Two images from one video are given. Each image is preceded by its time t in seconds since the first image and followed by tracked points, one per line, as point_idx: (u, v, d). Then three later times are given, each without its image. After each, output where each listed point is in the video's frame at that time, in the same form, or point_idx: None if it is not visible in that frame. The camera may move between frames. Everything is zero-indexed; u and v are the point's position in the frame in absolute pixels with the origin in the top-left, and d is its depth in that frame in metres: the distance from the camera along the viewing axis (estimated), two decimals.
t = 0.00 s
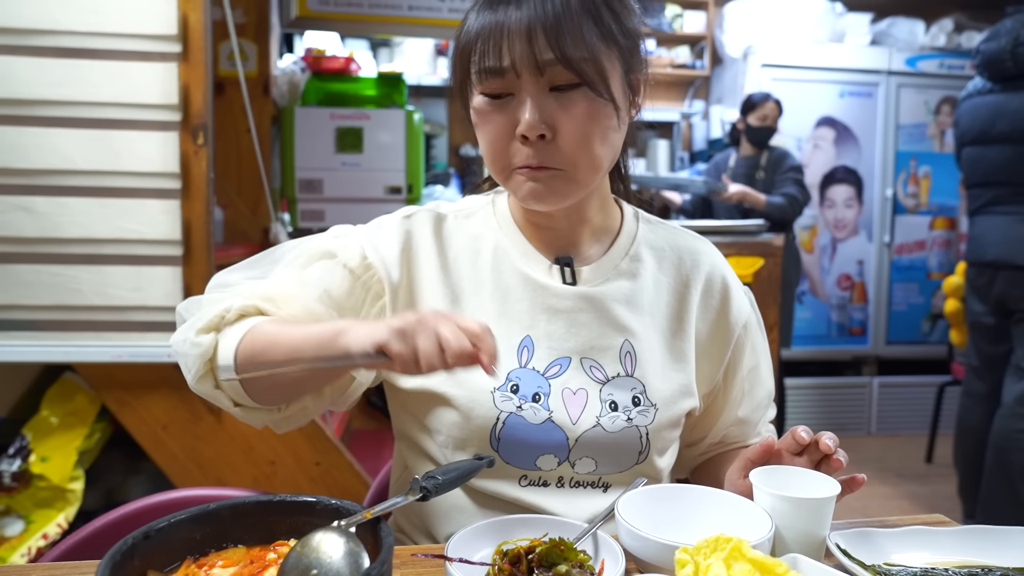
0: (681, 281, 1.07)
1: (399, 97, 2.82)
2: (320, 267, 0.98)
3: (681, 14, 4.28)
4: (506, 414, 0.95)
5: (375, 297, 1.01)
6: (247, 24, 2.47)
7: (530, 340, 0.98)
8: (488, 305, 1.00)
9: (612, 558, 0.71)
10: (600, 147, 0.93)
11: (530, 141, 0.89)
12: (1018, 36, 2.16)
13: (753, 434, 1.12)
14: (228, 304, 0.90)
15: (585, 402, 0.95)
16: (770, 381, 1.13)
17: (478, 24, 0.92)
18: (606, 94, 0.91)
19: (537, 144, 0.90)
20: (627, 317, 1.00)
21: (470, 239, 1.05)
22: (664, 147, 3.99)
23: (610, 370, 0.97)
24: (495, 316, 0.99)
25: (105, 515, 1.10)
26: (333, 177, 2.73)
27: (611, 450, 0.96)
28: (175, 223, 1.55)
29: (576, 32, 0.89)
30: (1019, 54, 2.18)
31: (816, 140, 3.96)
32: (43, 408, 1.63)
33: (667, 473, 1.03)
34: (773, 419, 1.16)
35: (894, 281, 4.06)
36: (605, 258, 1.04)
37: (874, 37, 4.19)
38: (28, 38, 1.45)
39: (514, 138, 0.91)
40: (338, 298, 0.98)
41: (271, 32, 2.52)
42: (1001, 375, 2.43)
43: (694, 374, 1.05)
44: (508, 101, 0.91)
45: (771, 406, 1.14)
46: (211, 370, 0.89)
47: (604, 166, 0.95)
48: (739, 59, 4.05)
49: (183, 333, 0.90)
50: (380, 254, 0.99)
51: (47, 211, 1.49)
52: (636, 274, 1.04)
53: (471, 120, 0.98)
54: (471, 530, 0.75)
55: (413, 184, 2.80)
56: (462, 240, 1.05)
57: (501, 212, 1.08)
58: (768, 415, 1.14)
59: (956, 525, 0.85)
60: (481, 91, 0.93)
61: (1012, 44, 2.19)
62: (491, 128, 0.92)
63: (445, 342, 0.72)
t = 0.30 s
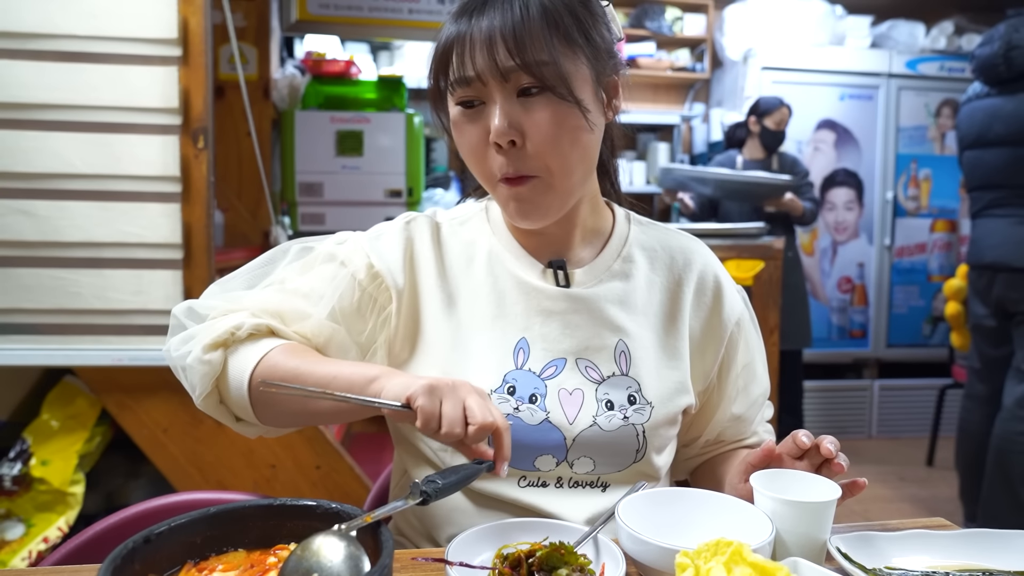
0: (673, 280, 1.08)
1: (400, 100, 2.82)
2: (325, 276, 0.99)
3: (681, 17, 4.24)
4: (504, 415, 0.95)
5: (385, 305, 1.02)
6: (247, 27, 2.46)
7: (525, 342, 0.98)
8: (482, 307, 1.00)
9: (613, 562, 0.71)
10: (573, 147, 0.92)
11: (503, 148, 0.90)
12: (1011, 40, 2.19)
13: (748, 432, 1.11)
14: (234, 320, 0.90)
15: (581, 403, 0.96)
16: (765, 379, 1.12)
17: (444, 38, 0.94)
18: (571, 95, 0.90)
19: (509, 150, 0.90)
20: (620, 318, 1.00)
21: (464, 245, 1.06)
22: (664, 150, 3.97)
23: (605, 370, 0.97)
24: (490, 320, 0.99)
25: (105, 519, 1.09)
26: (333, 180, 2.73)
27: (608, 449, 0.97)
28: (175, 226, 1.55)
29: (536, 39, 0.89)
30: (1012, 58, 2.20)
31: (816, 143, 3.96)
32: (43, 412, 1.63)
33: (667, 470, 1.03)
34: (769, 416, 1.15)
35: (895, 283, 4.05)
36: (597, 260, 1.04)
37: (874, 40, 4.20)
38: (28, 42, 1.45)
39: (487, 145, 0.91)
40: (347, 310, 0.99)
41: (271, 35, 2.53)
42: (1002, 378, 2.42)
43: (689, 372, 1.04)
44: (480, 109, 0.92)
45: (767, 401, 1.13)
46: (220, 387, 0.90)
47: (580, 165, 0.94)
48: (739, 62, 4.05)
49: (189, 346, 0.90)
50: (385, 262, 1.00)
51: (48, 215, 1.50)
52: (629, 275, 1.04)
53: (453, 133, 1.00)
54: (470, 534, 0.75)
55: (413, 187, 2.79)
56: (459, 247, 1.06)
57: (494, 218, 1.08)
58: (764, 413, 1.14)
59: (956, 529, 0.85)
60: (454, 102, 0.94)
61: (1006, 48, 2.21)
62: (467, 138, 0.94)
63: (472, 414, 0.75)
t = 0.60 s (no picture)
0: (665, 277, 1.08)
1: (400, 101, 2.83)
2: (310, 276, 1.00)
3: (682, 18, 4.22)
4: (494, 416, 0.95)
5: (358, 308, 1.03)
6: (247, 29, 2.46)
7: (515, 344, 0.98)
8: (470, 309, 1.01)
9: (614, 563, 0.71)
10: (560, 152, 0.92)
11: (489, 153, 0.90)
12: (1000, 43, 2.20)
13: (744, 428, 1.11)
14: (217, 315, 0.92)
15: (571, 403, 0.96)
16: (760, 375, 1.12)
17: (429, 44, 0.93)
18: (559, 101, 0.91)
19: (497, 154, 0.90)
20: (610, 318, 1.00)
21: (453, 248, 1.06)
22: (665, 151, 3.95)
23: (595, 370, 0.98)
24: (478, 322, 1.00)
25: (107, 520, 1.09)
26: (334, 182, 2.73)
27: (599, 448, 0.97)
28: (177, 228, 1.55)
29: (523, 45, 0.89)
30: (1001, 62, 2.21)
31: (816, 144, 3.97)
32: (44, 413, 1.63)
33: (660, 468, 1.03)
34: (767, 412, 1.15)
35: (896, 284, 4.05)
36: (587, 260, 1.04)
37: (874, 41, 4.19)
38: (29, 44, 1.46)
39: (475, 150, 0.91)
40: (324, 311, 1.01)
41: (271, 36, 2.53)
42: (1003, 379, 2.41)
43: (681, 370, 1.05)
44: (467, 116, 0.92)
45: (763, 399, 1.14)
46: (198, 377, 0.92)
47: (568, 168, 0.94)
48: (740, 63, 4.05)
49: (170, 338, 0.92)
50: (366, 266, 1.01)
51: (49, 216, 1.50)
52: (619, 275, 1.04)
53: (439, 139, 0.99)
54: (470, 536, 0.75)
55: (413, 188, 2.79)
56: (448, 249, 1.06)
57: (483, 222, 1.08)
58: (761, 410, 1.14)
59: (958, 530, 0.84)
60: (441, 108, 0.94)
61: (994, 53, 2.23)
62: (453, 143, 0.94)
63: (403, 417, 0.73)
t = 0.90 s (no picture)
0: (658, 273, 1.07)
1: (402, 101, 2.82)
2: (293, 273, 1.02)
3: (683, 19, 4.22)
4: (482, 414, 0.95)
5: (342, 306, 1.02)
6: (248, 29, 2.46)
7: (504, 343, 0.98)
8: (458, 307, 1.01)
9: (616, 564, 0.71)
10: (546, 137, 0.91)
11: (474, 133, 0.89)
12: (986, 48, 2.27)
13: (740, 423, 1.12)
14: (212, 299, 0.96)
15: (560, 400, 0.96)
16: (756, 370, 1.12)
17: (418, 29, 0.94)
18: (546, 84, 0.90)
19: (480, 135, 0.89)
20: (599, 315, 1.01)
21: (441, 247, 1.06)
22: (666, 151, 3.95)
23: (584, 367, 0.98)
24: (467, 321, 1.00)
25: (109, 519, 1.09)
26: (336, 182, 2.73)
27: (588, 445, 0.97)
28: (179, 228, 1.55)
29: (510, 26, 0.90)
30: (988, 65, 2.28)
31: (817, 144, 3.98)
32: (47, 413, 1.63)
33: (652, 465, 1.03)
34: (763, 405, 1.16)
35: (897, 285, 4.05)
36: (575, 258, 1.05)
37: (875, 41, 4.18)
38: (31, 44, 1.46)
39: (460, 133, 0.91)
40: (299, 310, 1.00)
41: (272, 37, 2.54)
42: (1004, 380, 2.39)
43: (672, 365, 1.05)
44: (454, 99, 0.92)
45: (759, 393, 1.14)
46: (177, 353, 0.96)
47: (555, 152, 0.93)
48: (741, 63, 4.04)
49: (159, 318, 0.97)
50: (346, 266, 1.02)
51: (51, 216, 1.50)
52: (608, 272, 1.05)
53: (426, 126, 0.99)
54: (471, 537, 0.75)
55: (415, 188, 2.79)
56: (436, 247, 1.06)
57: (472, 221, 1.08)
58: (757, 404, 1.14)
59: (959, 530, 0.84)
60: (430, 92, 0.94)
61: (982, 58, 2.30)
62: (439, 127, 0.93)
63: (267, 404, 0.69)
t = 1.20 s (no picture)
0: (644, 269, 1.08)
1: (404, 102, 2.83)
2: (278, 280, 1.02)
3: (685, 20, 4.21)
4: (472, 418, 0.95)
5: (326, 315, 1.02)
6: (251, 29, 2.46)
7: (493, 346, 0.98)
8: (445, 309, 1.01)
9: (618, 565, 0.71)
10: (533, 148, 0.92)
11: (461, 146, 0.89)
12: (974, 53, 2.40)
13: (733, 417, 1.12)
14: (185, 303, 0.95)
15: (550, 401, 0.96)
16: (746, 363, 1.13)
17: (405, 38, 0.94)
18: (535, 96, 0.91)
19: (469, 148, 0.89)
20: (587, 315, 1.01)
21: (427, 252, 1.06)
22: (667, 152, 3.94)
23: (574, 367, 0.99)
24: (455, 323, 1.00)
25: (109, 520, 1.08)
26: (337, 182, 2.73)
27: (580, 446, 0.97)
28: (180, 229, 1.55)
29: (499, 38, 0.90)
30: (978, 68, 2.39)
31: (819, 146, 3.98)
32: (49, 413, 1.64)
33: (644, 462, 1.03)
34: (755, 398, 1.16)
35: (899, 287, 4.05)
36: (561, 259, 1.05)
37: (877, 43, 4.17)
38: (34, 45, 1.46)
39: (448, 144, 0.91)
40: (282, 317, 0.99)
41: (274, 38, 2.55)
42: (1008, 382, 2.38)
43: (661, 362, 1.05)
44: (441, 110, 0.92)
45: (751, 384, 1.14)
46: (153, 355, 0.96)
47: (542, 163, 0.93)
48: (742, 64, 4.04)
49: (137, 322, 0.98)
50: (331, 275, 1.01)
51: (54, 216, 1.50)
52: (594, 271, 1.05)
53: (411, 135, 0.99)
54: (473, 538, 0.75)
55: (417, 189, 2.79)
56: (422, 252, 1.06)
57: (459, 227, 1.08)
58: (749, 397, 1.15)
59: (961, 533, 0.84)
60: (416, 103, 0.94)
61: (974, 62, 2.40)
62: (426, 138, 0.93)
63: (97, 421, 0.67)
